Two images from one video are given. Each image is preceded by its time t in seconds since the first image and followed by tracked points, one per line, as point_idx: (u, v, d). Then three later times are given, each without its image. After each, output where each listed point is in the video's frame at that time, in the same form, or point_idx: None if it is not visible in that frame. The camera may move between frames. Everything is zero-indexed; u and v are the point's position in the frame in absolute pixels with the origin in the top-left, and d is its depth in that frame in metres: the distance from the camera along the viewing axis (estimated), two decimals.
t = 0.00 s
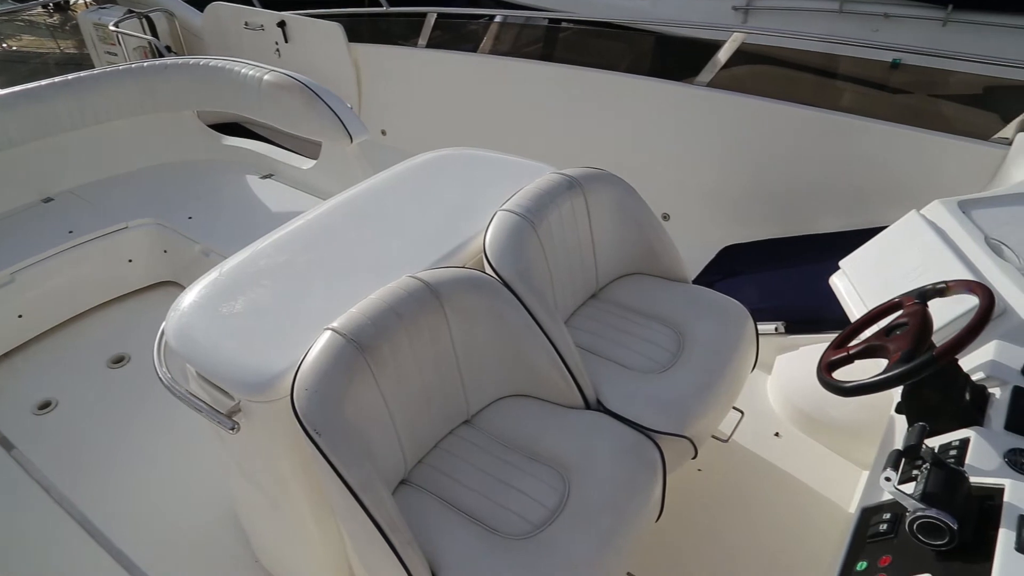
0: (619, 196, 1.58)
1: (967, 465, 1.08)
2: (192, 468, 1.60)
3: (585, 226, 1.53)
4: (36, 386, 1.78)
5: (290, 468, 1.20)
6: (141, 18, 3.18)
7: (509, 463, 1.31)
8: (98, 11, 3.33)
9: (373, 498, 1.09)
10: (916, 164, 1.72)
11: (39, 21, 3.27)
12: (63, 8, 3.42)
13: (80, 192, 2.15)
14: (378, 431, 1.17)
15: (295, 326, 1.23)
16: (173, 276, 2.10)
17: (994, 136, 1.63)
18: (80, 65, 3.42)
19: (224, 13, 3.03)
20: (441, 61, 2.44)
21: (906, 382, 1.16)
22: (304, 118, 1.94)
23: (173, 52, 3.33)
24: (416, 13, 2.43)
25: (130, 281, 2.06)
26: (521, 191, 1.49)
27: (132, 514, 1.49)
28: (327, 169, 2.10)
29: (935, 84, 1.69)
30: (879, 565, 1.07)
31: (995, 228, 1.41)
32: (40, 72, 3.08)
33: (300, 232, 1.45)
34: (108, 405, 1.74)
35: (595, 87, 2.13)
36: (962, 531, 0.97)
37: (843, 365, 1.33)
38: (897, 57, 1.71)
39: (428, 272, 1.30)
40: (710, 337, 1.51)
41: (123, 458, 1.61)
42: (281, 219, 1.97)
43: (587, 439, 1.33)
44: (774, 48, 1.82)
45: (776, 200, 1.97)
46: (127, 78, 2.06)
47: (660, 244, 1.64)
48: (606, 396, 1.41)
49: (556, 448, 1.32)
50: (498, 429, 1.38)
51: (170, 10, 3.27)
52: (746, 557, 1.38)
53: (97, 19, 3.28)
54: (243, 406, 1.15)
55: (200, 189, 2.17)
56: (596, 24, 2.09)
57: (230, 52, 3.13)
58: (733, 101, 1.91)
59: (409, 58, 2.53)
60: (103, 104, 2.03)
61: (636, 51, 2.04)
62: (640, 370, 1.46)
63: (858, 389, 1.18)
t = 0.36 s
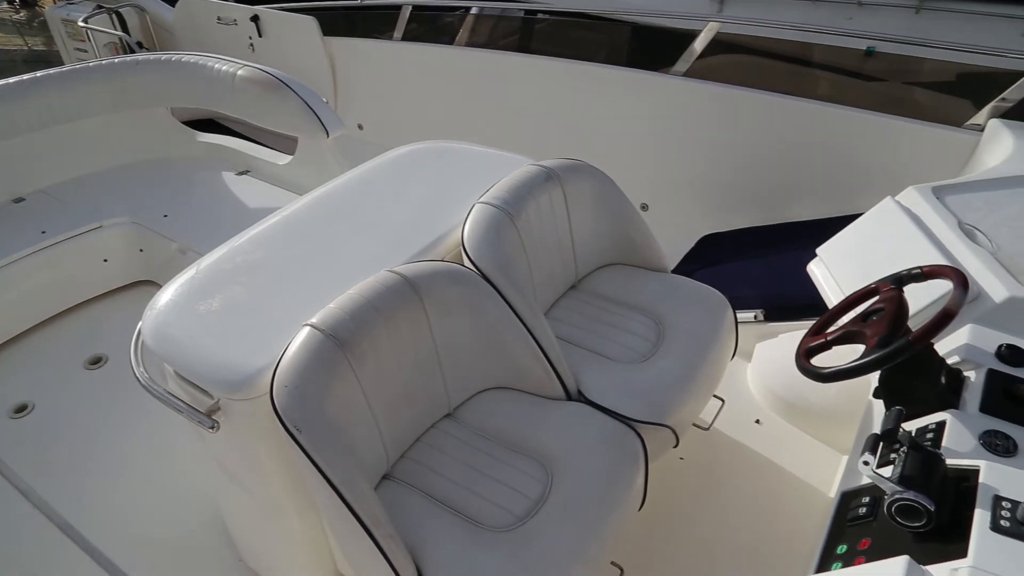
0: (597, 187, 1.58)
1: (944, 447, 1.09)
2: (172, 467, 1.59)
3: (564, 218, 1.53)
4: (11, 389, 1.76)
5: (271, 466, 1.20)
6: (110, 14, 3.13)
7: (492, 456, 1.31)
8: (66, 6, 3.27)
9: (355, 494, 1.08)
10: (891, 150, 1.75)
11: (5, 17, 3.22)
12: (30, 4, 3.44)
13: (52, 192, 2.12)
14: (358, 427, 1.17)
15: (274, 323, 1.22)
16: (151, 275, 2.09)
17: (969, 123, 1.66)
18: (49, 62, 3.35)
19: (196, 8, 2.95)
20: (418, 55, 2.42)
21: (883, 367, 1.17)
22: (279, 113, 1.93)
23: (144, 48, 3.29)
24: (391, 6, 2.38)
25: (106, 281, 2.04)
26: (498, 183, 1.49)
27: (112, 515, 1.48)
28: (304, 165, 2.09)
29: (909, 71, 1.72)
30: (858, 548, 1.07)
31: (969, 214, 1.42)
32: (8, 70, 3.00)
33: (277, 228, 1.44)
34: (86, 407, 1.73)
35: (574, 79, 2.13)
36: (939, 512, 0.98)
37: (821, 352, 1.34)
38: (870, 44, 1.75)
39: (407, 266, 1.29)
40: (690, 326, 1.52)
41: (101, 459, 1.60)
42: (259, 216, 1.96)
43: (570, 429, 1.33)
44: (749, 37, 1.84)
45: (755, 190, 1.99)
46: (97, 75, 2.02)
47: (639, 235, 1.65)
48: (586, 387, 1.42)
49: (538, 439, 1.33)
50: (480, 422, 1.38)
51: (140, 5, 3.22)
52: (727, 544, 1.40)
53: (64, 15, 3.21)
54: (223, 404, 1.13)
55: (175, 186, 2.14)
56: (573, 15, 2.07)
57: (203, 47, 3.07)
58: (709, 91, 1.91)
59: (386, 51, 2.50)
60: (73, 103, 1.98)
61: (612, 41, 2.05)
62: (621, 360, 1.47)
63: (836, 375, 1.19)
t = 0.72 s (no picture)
0: (576, 180, 1.58)
1: (922, 431, 1.10)
2: (151, 468, 1.58)
3: (543, 211, 1.53)
4: None
5: (253, 464, 1.19)
6: (81, 10, 3.07)
7: (476, 450, 1.31)
8: (36, 3, 3.22)
9: (338, 491, 1.08)
10: (867, 137, 1.79)
11: None
12: None
13: (25, 192, 2.08)
14: (340, 423, 1.16)
15: (254, 320, 1.21)
16: (128, 275, 2.07)
17: (941, 111, 1.71)
18: (19, 61, 3.36)
19: (169, 4, 2.89)
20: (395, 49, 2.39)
21: (861, 353, 1.18)
22: (256, 109, 1.91)
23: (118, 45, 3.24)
24: None
25: (82, 281, 2.01)
26: (477, 177, 1.49)
27: (91, 517, 1.47)
28: (282, 161, 2.08)
29: (883, 61, 1.71)
30: (840, 533, 1.08)
31: (943, 201, 1.44)
32: None
33: (257, 225, 1.43)
34: (63, 409, 1.71)
35: (554, 72, 2.12)
36: (917, 496, 0.98)
37: (801, 340, 1.35)
38: (846, 34, 1.73)
39: (388, 261, 1.28)
40: (671, 317, 1.53)
41: (79, 461, 1.58)
42: (236, 213, 1.94)
43: (553, 422, 1.33)
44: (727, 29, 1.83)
45: (735, 179, 2.02)
46: (69, 73, 1.99)
47: (619, 226, 1.66)
48: (569, 379, 1.42)
49: (521, 433, 1.33)
50: (462, 416, 1.38)
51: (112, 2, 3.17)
52: (709, 533, 1.41)
53: (34, 11, 3.17)
54: (203, 404, 1.13)
55: (152, 185, 2.12)
56: (548, 6, 2.03)
57: (177, 43, 3.02)
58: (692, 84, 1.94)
59: (362, 45, 2.45)
60: (45, 102, 1.95)
61: (590, 34, 2.03)
62: (604, 352, 1.47)
63: (815, 362, 1.20)
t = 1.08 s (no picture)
0: (557, 174, 1.58)
1: (904, 420, 1.11)
2: (133, 470, 1.57)
3: (524, 206, 1.53)
4: None
5: (236, 465, 1.18)
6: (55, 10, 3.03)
7: (461, 446, 1.31)
8: (7, 2, 3.17)
9: (323, 490, 1.07)
10: (846, 128, 1.81)
11: None
12: None
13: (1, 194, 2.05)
14: (324, 422, 1.16)
15: (235, 320, 1.20)
16: (108, 277, 2.05)
17: (919, 102, 1.74)
18: None
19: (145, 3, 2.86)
20: (375, 46, 2.37)
21: (843, 343, 1.19)
22: (235, 108, 1.90)
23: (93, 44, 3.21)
24: None
25: (62, 284, 1.99)
26: (458, 173, 1.48)
27: (73, 522, 1.46)
28: (263, 160, 2.07)
29: (859, 52, 1.73)
30: (824, 523, 1.06)
31: (920, 190, 1.46)
32: None
33: (237, 224, 1.42)
34: (42, 413, 1.69)
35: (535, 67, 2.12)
36: (900, 483, 0.98)
37: (782, 330, 1.36)
38: (824, 26, 1.73)
39: (369, 258, 1.27)
40: (655, 310, 1.53)
41: (59, 465, 1.57)
42: (217, 213, 1.93)
43: (538, 417, 1.33)
44: (706, 22, 1.84)
45: (718, 172, 2.03)
46: (43, 74, 1.96)
47: (600, 220, 1.66)
48: (553, 374, 1.42)
49: (506, 428, 1.33)
50: (447, 412, 1.38)
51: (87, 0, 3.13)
52: (694, 524, 1.42)
53: (6, 11, 3.13)
54: (185, 405, 1.12)
55: (130, 185, 2.10)
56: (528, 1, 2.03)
57: (153, 41, 2.98)
58: (672, 78, 1.94)
59: (340, 42, 2.43)
60: (19, 103, 1.93)
61: (571, 28, 2.02)
62: (588, 346, 1.48)
63: (798, 353, 1.21)
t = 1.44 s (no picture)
0: (539, 171, 1.59)
1: (886, 410, 1.12)
2: (116, 475, 1.56)
3: (507, 203, 1.53)
4: None
5: (220, 468, 1.18)
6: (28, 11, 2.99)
7: (447, 445, 1.31)
8: None
9: (308, 492, 1.07)
10: (826, 121, 1.83)
11: None
12: None
13: None
14: (309, 424, 1.15)
15: (217, 322, 1.20)
16: (88, 281, 2.03)
17: (897, 95, 1.76)
18: None
19: (121, 4, 2.83)
20: (355, 45, 2.36)
21: (825, 335, 1.20)
22: (214, 109, 1.89)
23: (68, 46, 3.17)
24: None
25: (41, 290, 1.97)
26: (439, 171, 1.48)
27: (56, 529, 1.45)
28: (244, 161, 2.06)
29: (839, 46, 1.74)
30: (808, 513, 1.07)
31: (899, 182, 1.47)
32: None
33: (218, 226, 1.41)
34: (23, 420, 1.68)
35: (517, 64, 2.12)
36: (883, 472, 0.99)
37: (765, 323, 1.36)
38: (803, 19, 1.75)
39: (352, 258, 1.27)
40: (638, 305, 1.54)
41: (41, 472, 1.56)
42: (198, 215, 1.92)
43: (523, 415, 1.34)
44: (686, 17, 1.84)
45: (701, 167, 2.05)
46: (18, 77, 1.94)
47: (583, 217, 1.67)
48: (538, 371, 1.42)
49: (492, 426, 1.33)
50: (433, 412, 1.38)
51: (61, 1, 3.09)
52: (680, 517, 1.43)
53: None
54: (168, 409, 1.11)
55: (109, 189, 2.08)
56: None
57: (130, 42, 2.94)
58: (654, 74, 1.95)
59: (320, 42, 2.42)
60: None
61: (552, 25, 2.02)
62: (573, 343, 1.48)
63: (781, 345, 1.21)
